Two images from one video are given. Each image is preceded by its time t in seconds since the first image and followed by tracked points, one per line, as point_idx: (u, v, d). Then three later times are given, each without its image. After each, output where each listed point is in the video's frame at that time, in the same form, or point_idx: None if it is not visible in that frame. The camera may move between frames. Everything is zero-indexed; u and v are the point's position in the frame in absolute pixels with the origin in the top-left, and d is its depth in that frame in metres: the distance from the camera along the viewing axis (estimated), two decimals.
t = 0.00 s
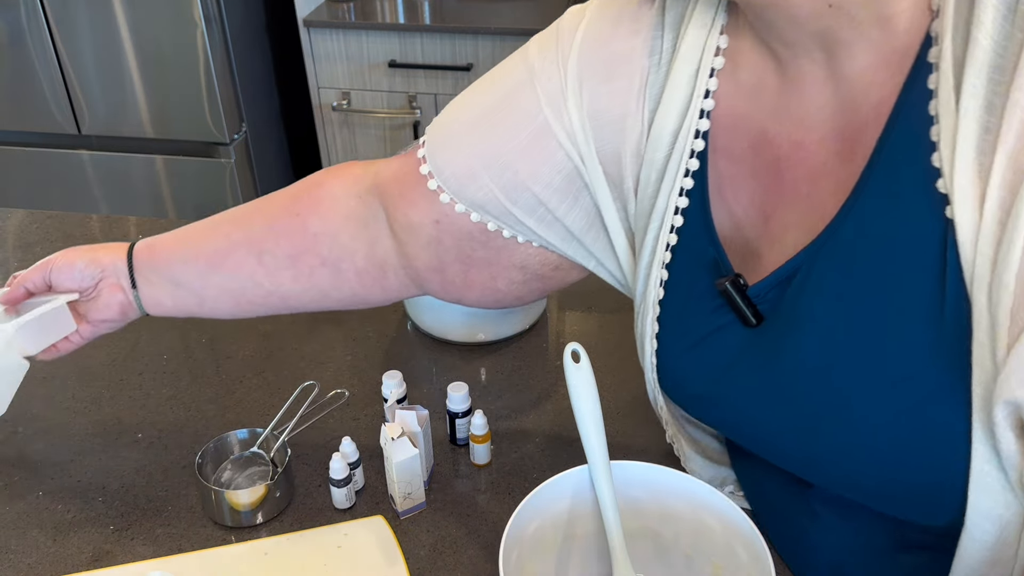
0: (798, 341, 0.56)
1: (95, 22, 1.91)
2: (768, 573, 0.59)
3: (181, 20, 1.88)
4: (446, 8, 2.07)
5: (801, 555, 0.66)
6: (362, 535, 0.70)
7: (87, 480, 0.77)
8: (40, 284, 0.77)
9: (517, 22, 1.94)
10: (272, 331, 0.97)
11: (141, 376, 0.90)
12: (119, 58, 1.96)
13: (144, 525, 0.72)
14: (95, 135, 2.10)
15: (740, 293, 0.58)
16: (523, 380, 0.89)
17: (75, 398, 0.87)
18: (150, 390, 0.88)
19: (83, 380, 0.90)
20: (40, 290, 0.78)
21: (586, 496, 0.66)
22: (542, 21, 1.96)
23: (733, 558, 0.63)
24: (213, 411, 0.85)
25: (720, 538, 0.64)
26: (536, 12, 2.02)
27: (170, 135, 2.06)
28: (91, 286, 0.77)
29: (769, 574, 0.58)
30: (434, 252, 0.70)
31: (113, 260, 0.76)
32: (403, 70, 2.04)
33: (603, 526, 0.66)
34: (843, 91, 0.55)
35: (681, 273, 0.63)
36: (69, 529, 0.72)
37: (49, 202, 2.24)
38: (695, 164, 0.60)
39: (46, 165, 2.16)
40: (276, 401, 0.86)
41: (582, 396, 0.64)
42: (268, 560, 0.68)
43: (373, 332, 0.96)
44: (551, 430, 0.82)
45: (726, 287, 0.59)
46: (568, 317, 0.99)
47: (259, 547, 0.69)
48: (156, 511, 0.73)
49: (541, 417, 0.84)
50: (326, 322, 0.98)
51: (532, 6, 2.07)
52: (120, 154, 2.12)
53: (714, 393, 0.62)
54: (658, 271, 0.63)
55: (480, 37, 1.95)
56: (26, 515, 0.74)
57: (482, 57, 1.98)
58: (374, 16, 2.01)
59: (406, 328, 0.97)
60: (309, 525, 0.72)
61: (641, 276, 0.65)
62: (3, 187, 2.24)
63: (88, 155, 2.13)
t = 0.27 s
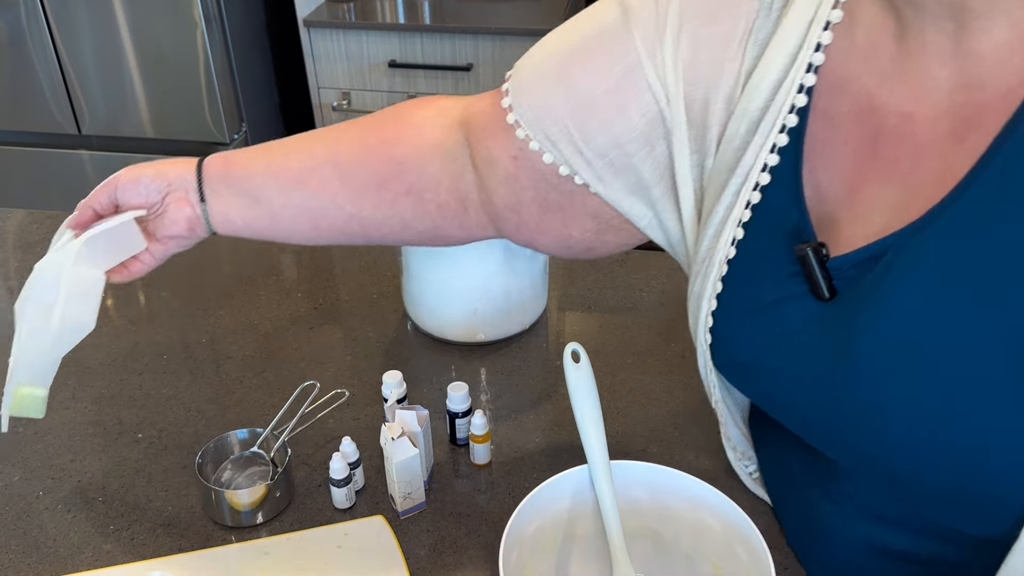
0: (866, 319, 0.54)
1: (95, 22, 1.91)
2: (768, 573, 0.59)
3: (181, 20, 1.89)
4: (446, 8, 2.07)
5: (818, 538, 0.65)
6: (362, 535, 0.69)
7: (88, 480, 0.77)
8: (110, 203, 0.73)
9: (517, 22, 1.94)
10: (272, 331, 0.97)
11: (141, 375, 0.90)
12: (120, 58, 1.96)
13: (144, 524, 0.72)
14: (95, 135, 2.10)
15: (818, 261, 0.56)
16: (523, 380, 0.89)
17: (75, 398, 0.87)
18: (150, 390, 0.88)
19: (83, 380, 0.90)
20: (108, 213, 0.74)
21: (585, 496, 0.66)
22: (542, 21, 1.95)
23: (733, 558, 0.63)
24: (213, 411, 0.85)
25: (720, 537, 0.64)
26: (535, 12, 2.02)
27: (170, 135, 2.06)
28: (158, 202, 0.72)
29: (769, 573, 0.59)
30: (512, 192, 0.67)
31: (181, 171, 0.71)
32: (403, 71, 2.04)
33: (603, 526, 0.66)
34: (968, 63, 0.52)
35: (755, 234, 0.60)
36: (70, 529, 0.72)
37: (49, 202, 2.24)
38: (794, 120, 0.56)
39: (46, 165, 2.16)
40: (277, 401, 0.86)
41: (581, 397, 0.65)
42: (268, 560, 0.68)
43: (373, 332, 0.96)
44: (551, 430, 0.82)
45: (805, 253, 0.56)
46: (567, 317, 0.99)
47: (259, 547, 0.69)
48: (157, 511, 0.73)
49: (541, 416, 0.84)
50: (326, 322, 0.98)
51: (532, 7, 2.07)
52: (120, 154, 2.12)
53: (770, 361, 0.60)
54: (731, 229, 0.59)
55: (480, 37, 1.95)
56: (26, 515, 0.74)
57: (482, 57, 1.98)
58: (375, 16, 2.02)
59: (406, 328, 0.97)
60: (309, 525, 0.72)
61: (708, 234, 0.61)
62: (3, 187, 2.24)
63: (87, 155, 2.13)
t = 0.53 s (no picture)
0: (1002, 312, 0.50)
1: (95, 22, 1.91)
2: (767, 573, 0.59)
3: (181, 20, 1.89)
4: (446, 8, 2.07)
5: (849, 508, 0.65)
6: (362, 535, 0.69)
7: (88, 480, 0.77)
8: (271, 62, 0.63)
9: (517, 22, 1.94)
10: (272, 331, 0.97)
11: (141, 376, 0.90)
12: (120, 58, 1.96)
13: (144, 524, 0.72)
14: (95, 135, 2.10)
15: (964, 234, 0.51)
16: (523, 380, 0.89)
17: (75, 398, 0.87)
18: (150, 390, 0.88)
19: (83, 380, 0.90)
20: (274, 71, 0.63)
21: (585, 496, 0.66)
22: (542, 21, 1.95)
23: (733, 558, 0.63)
24: (213, 412, 0.85)
25: (720, 537, 0.64)
26: (535, 12, 2.01)
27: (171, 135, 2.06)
28: (333, 61, 0.62)
29: (769, 574, 0.59)
30: (678, 119, 0.62)
31: (365, 26, 0.62)
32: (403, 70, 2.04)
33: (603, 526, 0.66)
34: None
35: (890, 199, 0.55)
36: (70, 529, 0.72)
37: (49, 202, 2.24)
38: (977, 77, 0.50)
39: (46, 165, 2.16)
40: (277, 401, 0.86)
41: (580, 397, 0.64)
42: (267, 560, 0.67)
43: (373, 332, 0.96)
44: (551, 430, 0.82)
45: (952, 221, 0.51)
46: (568, 317, 0.99)
47: (258, 547, 0.68)
48: (157, 511, 0.73)
49: (541, 416, 0.84)
50: (326, 322, 0.98)
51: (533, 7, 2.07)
52: (120, 155, 2.12)
53: (875, 331, 0.56)
54: (879, 182, 0.54)
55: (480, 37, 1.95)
56: (26, 515, 0.74)
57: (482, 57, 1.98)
58: (375, 16, 2.02)
59: (406, 328, 0.97)
60: (309, 525, 0.72)
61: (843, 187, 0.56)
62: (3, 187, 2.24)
63: (88, 155, 2.13)
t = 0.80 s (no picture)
0: None
1: (95, 22, 1.91)
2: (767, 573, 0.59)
3: (182, 21, 1.89)
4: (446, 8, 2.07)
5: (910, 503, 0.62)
6: (362, 535, 0.69)
7: (87, 480, 0.77)
8: None
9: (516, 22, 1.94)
10: (273, 331, 0.97)
11: (141, 375, 0.90)
12: (120, 58, 1.96)
13: (144, 524, 0.72)
14: (95, 135, 2.10)
15: None
16: (523, 380, 0.89)
17: (75, 398, 0.87)
18: (150, 390, 0.88)
19: (83, 380, 0.90)
20: None
21: (585, 496, 0.66)
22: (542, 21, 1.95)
23: (734, 558, 0.63)
24: (213, 411, 0.85)
25: (720, 538, 0.64)
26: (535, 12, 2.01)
27: (171, 135, 2.06)
28: None
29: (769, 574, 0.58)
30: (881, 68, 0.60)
31: None
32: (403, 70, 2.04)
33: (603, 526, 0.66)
34: None
35: None
36: (70, 529, 0.72)
37: (50, 202, 2.24)
38: None
39: (47, 165, 2.17)
40: (277, 401, 0.86)
41: (581, 397, 0.65)
42: (267, 560, 0.67)
43: (374, 332, 0.96)
44: (551, 430, 0.82)
45: None
46: (567, 317, 0.99)
47: (257, 547, 0.68)
48: (156, 512, 0.73)
49: (541, 417, 0.84)
50: (327, 322, 0.98)
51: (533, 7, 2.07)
52: (121, 155, 2.12)
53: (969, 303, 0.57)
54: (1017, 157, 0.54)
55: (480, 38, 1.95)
56: (27, 515, 0.74)
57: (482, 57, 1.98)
58: (375, 17, 2.02)
59: (406, 328, 0.97)
60: (309, 525, 0.72)
61: (1007, 137, 0.55)
62: (3, 187, 2.24)
63: (88, 155, 2.13)
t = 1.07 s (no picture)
0: None
1: (95, 22, 1.91)
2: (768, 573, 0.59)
3: (182, 21, 1.89)
4: (446, 8, 2.07)
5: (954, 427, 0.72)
6: (362, 535, 0.69)
7: (87, 480, 0.77)
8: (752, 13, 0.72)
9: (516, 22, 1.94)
10: (273, 331, 0.97)
11: (142, 376, 0.90)
12: (120, 58, 1.96)
13: (144, 524, 0.72)
14: (96, 135, 2.10)
15: None
16: (523, 379, 0.89)
17: (75, 398, 0.87)
18: (150, 390, 0.88)
19: (83, 380, 0.90)
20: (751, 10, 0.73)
21: (585, 496, 0.66)
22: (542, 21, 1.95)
23: (734, 558, 0.63)
24: (213, 411, 0.85)
25: (720, 538, 0.64)
26: (535, 12, 2.01)
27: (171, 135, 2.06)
28: None
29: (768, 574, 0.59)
30: None
31: None
32: (403, 71, 2.04)
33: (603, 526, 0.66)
34: None
35: None
36: (70, 529, 0.72)
37: (50, 202, 2.24)
38: None
39: (47, 165, 2.17)
40: (277, 401, 0.86)
41: (582, 397, 0.65)
42: (267, 560, 0.67)
43: (374, 332, 0.96)
44: (550, 430, 0.82)
45: None
46: (568, 317, 0.99)
47: (258, 547, 0.68)
48: (156, 512, 0.73)
49: (540, 417, 0.84)
50: (327, 322, 0.98)
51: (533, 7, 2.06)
52: (121, 155, 2.12)
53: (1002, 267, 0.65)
54: None
55: (480, 38, 1.95)
56: (27, 515, 0.74)
57: (482, 57, 1.98)
58: (375, 17, 2.02)
59: (406, 328, 0.97)
60: (309, 525, 0.72)
61: None
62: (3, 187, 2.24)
63: (88, 155, 2.13)
